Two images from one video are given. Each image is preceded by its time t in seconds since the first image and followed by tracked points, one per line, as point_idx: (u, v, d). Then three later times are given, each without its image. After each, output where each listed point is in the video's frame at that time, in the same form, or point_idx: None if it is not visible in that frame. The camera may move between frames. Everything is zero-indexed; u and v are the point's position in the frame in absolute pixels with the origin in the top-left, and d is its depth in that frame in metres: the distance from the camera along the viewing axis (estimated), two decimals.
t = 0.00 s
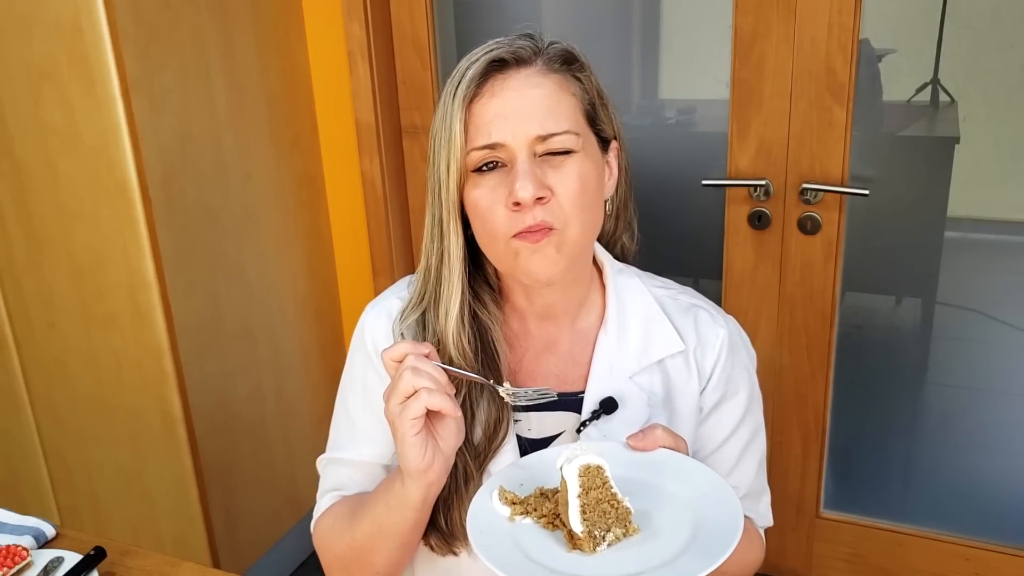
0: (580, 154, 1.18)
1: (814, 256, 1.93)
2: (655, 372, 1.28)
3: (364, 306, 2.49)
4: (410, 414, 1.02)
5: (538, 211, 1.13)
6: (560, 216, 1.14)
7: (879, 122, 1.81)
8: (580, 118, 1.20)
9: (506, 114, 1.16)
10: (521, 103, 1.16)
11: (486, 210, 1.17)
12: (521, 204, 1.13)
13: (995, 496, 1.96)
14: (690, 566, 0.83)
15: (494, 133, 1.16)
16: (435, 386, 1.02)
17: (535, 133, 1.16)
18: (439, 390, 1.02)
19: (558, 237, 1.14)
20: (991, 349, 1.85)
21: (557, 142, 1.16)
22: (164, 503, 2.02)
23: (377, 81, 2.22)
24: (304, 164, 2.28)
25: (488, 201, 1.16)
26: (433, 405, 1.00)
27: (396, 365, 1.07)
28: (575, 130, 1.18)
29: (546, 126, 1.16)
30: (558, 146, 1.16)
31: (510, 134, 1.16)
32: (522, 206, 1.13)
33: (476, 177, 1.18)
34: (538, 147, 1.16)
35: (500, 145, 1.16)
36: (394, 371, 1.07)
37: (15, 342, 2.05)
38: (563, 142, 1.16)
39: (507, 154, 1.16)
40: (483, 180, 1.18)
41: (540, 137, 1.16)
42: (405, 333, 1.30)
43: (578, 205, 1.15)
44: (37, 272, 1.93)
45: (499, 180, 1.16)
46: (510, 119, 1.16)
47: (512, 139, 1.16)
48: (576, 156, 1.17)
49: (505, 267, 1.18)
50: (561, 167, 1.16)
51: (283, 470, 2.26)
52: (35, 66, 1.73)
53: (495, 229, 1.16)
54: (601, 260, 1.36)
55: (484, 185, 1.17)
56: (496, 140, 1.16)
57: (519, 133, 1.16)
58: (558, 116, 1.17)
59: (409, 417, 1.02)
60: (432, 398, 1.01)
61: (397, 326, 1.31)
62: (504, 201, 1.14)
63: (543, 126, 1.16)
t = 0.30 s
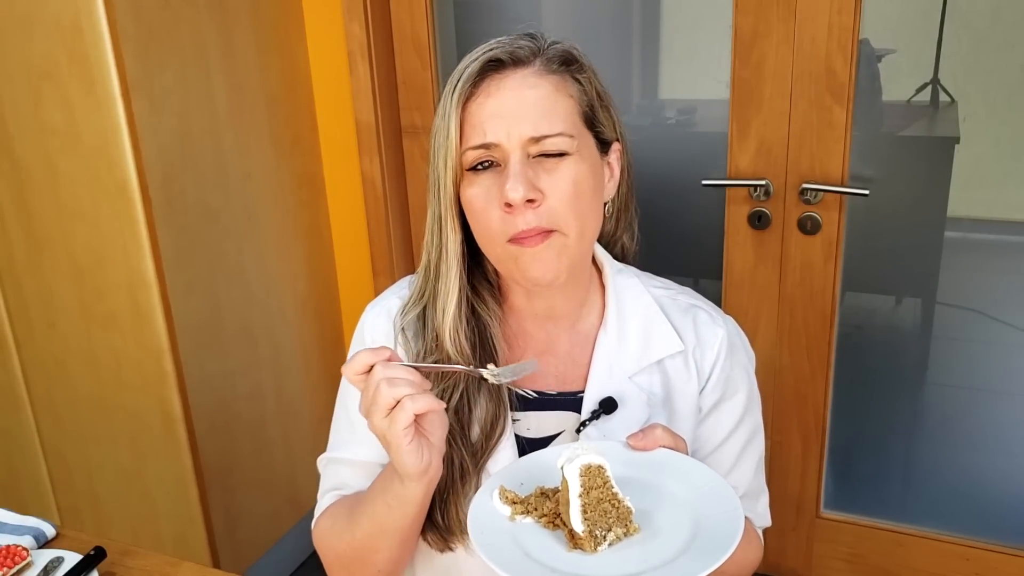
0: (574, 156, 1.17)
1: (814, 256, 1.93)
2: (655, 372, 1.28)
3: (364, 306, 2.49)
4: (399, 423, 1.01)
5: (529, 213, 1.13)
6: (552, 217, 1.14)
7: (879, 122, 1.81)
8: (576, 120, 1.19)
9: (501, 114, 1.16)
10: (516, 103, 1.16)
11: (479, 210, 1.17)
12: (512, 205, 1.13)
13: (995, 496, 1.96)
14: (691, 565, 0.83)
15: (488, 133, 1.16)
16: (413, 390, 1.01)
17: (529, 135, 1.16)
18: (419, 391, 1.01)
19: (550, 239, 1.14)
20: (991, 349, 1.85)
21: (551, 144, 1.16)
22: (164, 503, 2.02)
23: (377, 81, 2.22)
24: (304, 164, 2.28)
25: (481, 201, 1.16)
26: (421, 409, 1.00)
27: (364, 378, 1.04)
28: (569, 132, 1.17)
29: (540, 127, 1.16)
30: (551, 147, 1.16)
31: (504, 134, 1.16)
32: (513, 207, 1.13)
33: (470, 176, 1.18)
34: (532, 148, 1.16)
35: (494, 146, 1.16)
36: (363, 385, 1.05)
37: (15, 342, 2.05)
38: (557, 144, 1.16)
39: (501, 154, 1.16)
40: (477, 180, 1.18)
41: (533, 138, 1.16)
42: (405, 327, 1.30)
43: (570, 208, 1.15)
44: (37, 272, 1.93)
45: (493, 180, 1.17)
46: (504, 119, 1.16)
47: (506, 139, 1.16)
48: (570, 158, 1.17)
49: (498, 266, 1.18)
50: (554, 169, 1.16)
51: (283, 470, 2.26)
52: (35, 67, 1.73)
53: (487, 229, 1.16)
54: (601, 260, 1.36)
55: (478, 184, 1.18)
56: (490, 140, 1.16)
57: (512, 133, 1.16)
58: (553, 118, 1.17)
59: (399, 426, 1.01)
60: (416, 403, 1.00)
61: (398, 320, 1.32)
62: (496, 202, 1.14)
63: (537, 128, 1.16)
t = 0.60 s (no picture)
0: (580, 160, 1.17)
1: (814, 256, 1.93)
2: (655, 371, 1.28)
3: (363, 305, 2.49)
4: (401, 412, 1.02)
5: (536, 217, 1.13)
6: (558, 221, 1.15)
7: (879, 122, 1.81)
8: (582, 123, 1.19)
9: (507, 117, 1.16)
10: (523, 107, 1.16)
11: (484, 214, 1.17)
12: (519, 210, 1.13)
13: (995, 496, 1.95)
14: (692, 566, 0.83)
15: (495, 136, 1.16)
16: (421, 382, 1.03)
17: (536, 139, 1.16)
18: (427, 386, 1.03)
19: (555, 243, 1.15)
20: (990, 349, 1.85)
21: (558, 148, 1.16)
22: (165, 502, 2.02)
23: (377, 81, 2.22)
24: (304, 164, 2.28)
25: (487, 204, 1.17)
26: (423, 401, 1.01)
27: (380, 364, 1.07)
28: (575, 136, 1.17)
29: (547, 131, 1.16)
30: (558, 152, 1.16)
31: (511, 138, 1.16)
32: (520, 211, 1.13)
33: (476, 178, 1.18)
34: (539, 152, 1.16)
35: (501, 149, 1.16)
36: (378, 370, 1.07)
37: (15, 342, 2.05)
38: (563, 149, 1.16)
39: (507, 158, 1.16)
40: (483, 182, 1.18)
41: (540, 142, 1.16)
42: (405, 324, 1.31)
43: (575, 212, 1.15)
44: (37, 272, 1.93)
45: (499, 183, 1.17)
46: (511, 123, 1.16)
47: (512, 143, 1.16)
48: (576, 162, 1.17)
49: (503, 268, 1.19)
50: (560, 173, 1.16)
51: (283, 470, 2.27)
52: (35, 67, 1.73)
53: (492, 232, 1.16)
54: (601, 260, 1.36)
55: (484, 187, 1.18)
56: (497, 143, 1.16)
57: (519, 137, 1.15)
58: (560, 121, 1.17)
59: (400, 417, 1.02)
60: (421, 395, 1.01)
61: (399, 318, 1.32)
62: (502, 206, 1.15)
63: (544, 132, 1.16)
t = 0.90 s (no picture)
0: (593, 165, 1.18)
1: (814, 256, 1.93)
2: (653, 368, 1.28)
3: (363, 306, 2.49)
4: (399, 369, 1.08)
5: (552, 223, 1.14)
6: (573, 227, 1.15)
7: (880, 122, 1.81)
8: (593, 128, 1.20)
9: (523, 124, 1.15)
10: (538, 113, 1.16)
11: (498, 219, 1.17)
12: (536, 217, 1.13)
13: (995, 496, 1.96)
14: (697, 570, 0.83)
15: (511, 143, 1.15)
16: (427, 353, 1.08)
17: (551, 145, 1.15)
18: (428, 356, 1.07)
19: (570, 248, 1.16)
20: (990, 349, 1.85)
21: (573, 153, 1.16)
22: (164, 502, 2.02)
23: (377, 81, 2.22)
24: (304, 164, 2.28)
25: (502, 210, 1.17)
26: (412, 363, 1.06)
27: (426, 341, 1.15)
28: (588, 142, 1.18)
29: (562, 138, 1.16)
30: (572, 158, 1.16)
31: (526, 145, 1.15)
32: (537, 218, 1.13)
33: (489, 184, 1.18)
34: (554, 159, 1.16)
35: (516, 156, 1.16)
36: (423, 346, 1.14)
37: (15, 342, 2.05)
38: (578, 155, 1.16)
39: (522, 164, 1.16)
40: (496, 188, 1.18)
41: (555, 148, 1.16)
42: (405, 325, 1.30)
43: (589, 217, 1.16)
44: (37, 272, 1.93)
45: (513, 189, 1.17)
46: (527, 129, 1.15)
47: (528, 149, 1.15)
48: (590, 168, 1.17)
49: (514, 273, 1.19)
50: (575, 179, 1.16)
51: (283, 470, 2.26)
52: (35, 67, 1.73)
53: (507, 237, 1.16)
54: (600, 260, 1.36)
55: (498, 193, 1.17)
56: (512, 150, 1.16)
57: (535, 144, 1.15)
58: (574, 127, 1.17)
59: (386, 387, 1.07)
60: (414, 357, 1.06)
61: (399, 318, 1.31)
62: (518, 212, 1.15)
63: (560, 138, 1.16)
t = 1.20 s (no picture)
0: (590, 166, 1.18)
1: (814, 256, 1.93)
2: (653, 367, 1.28)
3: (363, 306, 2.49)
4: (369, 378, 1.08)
5: (548, 224, 1.14)
6: (569, 227, 1.15)
7: (880, 123, 1.81)
8: (590, 128, 1.19)
9: (519, 125, 1.15)
10: (534, 113, 1.16)
11: (494, 220, 1.17)
12: (532, 217, 1.13)
13: (995, 496, 1.96)
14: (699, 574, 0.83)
15: (506, 143, 1.16)
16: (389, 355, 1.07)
17: (547, 146, 1.15)
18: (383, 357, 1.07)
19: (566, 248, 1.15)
20: (991, 349, 1.85)
21: (569, 153, 1.16)
22: (164, 502, 2.02)
23: (377, 81, 2.22)
24: (304, 164, 2.28)
25: (498, 210, 1.17)
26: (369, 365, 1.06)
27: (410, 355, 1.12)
28: (585, 142, 1.17)
29: (558, 138, 1.16)
30: (568, 158, 1.16)
31: (522, 145, 1.15)
32: (533, 219, 1.13)
33: (486, 184, 1.18)
34: (550, 159, 1.16)
35: (512, 156, 1.16)
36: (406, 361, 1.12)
37: (15, 341, 2.05)
38: (574, 155, 1.16)
39: (518, 164, 1.16)
40: (493, 188, 1.18)
41: (551, 149, 1.16)
42: (406, 322, 1.30)
43: (586, 217, 1.16)
44: (37, 272, 1.93)
45: (510, 189, 1.17)
46: (523, 129, 1.15)
47: (524, 150, 1.15)
48: (586, 168, 1.17)
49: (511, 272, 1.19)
50: (571, 180, 1.16)
51: (283, 470, 2.26)
52: (35, 66, 1.73)
53: (503, 237, 1.17)
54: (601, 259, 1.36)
55: (495, 193, 1.18)
56: (508, 150, 1.16)
57: (531, 144, 1.15)
58: (570, 128, 1.17)
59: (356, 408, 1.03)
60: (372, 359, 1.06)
61: (399, 317, 1.32)
62: (514, 213, 1.15)
63: (556, 139, 1.16)
